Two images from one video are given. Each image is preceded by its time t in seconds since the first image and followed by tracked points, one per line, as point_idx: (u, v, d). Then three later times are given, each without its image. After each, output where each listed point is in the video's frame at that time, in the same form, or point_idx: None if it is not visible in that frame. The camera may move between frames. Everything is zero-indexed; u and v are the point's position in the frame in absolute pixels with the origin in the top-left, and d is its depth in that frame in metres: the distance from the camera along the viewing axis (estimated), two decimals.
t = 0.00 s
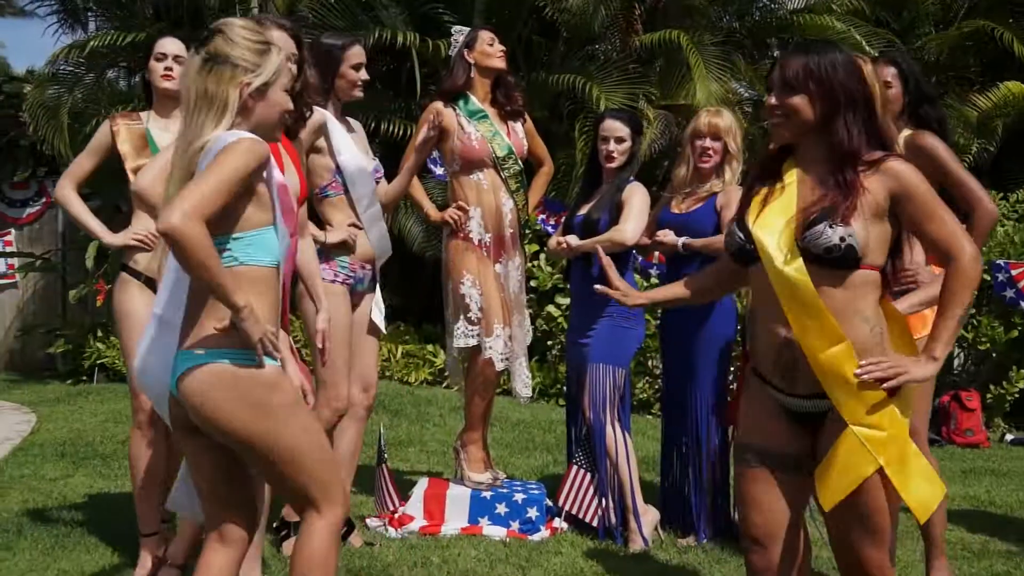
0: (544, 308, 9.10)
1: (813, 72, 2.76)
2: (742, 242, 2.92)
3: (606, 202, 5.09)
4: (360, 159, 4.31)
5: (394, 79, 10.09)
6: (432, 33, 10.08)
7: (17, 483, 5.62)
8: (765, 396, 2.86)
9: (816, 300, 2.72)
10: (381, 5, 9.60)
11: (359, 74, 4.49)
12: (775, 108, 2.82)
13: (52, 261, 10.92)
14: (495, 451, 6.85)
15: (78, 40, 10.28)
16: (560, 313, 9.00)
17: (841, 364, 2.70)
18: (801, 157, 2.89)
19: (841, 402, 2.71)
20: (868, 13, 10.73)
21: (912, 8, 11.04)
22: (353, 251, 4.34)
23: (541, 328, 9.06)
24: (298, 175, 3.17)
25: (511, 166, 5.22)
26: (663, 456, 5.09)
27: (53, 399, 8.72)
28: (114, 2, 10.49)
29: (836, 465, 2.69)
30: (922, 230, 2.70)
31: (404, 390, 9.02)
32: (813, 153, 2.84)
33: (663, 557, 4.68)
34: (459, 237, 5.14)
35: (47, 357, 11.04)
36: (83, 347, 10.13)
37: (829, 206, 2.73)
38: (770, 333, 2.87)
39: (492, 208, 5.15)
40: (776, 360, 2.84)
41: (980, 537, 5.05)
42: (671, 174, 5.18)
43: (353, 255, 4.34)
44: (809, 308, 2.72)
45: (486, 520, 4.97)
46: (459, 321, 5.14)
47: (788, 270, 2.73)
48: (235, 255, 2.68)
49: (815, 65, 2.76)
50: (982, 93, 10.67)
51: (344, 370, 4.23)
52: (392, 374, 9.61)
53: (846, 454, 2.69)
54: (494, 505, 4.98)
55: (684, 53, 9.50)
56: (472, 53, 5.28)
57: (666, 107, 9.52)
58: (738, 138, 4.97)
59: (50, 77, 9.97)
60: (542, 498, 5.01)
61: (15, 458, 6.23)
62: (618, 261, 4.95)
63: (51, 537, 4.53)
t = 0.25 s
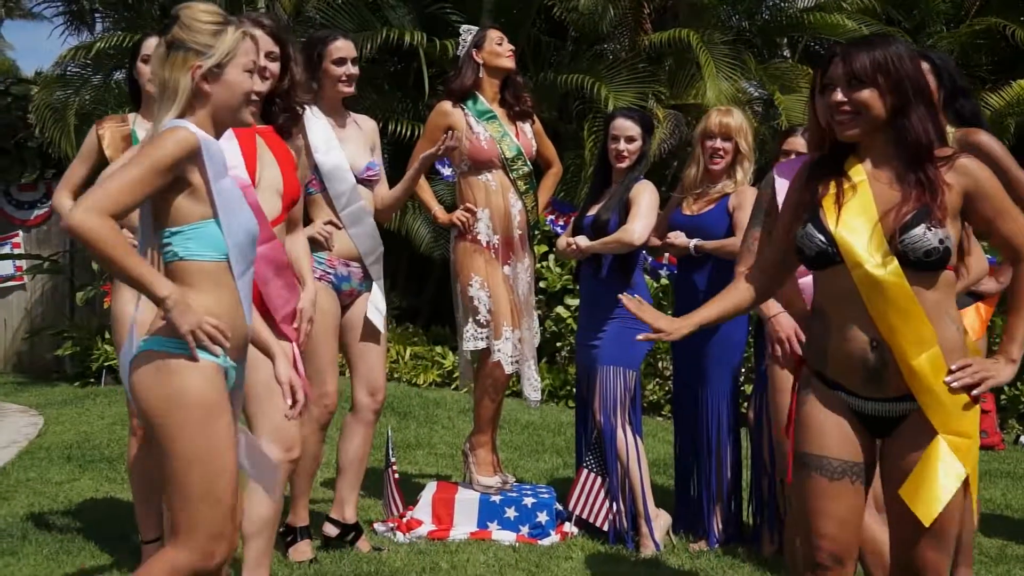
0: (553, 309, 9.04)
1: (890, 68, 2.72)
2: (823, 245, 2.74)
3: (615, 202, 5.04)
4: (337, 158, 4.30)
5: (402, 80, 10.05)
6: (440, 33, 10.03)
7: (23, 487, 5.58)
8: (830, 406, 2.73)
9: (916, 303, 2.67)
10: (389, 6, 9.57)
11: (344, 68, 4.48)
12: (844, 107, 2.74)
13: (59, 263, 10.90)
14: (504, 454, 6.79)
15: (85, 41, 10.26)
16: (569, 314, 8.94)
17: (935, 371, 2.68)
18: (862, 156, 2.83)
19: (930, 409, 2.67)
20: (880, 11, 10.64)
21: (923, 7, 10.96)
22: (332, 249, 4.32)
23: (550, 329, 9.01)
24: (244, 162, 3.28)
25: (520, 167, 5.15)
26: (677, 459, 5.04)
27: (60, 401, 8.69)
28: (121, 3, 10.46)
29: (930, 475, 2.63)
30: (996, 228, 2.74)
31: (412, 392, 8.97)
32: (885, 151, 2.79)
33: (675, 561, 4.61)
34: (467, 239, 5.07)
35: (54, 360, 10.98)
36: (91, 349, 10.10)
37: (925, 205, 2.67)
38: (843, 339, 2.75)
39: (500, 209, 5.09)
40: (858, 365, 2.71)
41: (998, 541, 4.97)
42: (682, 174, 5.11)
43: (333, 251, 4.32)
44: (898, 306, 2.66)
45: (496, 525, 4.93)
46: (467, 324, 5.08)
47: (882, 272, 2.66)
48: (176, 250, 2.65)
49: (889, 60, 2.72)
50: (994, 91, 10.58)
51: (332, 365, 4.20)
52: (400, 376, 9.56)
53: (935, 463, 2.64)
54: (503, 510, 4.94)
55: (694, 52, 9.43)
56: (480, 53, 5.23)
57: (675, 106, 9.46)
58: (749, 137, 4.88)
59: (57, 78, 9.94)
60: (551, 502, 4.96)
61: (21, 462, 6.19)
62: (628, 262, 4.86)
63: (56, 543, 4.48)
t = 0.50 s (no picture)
0: (561, 311, 8.98)
1: (945, 63, 2.62)
2: (879, 247, 2.62)
3: (624, 203, 4.98)
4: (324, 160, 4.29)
5: (409, 80, 9.99)
6: (448, 33, 9.98)
7: (27, 492, 5.52)
8: (884, 410, 2.64)
9: (975, 303, 2.58)
10: (396, 6, 9.51)
11: (332, 73, 4.40)
12: (901, 104, 2.65)
13: (66, 265, 10.87)
14: (513, 457, 6.72)
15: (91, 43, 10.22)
16: (577, 316, 8.87)
17: (988, 371, 2.59)
18: (909, 156, 2.73)
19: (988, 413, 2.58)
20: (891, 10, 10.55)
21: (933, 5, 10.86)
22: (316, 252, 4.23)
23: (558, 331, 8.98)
24: (197, 158, 3.32)
25: (528, 168, 5.11)
26: (687, 464, 4.95)
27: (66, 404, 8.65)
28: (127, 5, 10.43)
29: (992, 480, 2.52)
30: None
31: (420, 394, 8.91)
32: (935, 151, 2.69)
33: (686, 568, 4.53)
34: (474, 241, 5.01)
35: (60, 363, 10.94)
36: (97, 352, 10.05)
37: (983, 207, 2.60)
38: (897, 341, 2.65)
39: (508, 210, 5.03)
40: (914, 369, 2.62)
41: (1017, 548, 4.87)
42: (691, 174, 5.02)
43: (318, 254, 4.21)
44: (957, 307, 2.57)
45: (503, 530, 4.85)
46: (474, 326, 5.02)
47: (945, 275, 2.56)
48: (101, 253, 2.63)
49: (945, 56, 2.62)
50: (1007, 90, 10.48)
51: (321, 366, 4.16)
52: (408, 379, 9.49)
53: (994, 467, 2.54)
54: (511, 515, 4.86)
55: (702, 51, 9.36)
56: (489, 52, 5.15)
57: (684, 106, 9.38)
58: (759, 136, 4.82)
59: (63, 80, 9.91)
60: (560, 507, 4.88)
61: (25, 466, 6.14)
62: (637, 263, 4.79)
63: (59, 550, 4.41)
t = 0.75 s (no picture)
0: (567, 312, 8.92)
1: (985, 63, 2.64)
2: (913, 244, 2.57)
3: (631, 203, 4.91)
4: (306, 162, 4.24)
5: (413, 80, 9.93)
6: (452, 33, 9.92)
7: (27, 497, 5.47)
8: (907, 420, 2.60)
9: (1005, 311, 2.56)
10: (400, 6, 9.45)
11: (320, 77, 4.36)
12: (947, 100, 2.63)
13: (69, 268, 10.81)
14: (518, 460, 6.66)
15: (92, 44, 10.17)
16: (583, 317, 8.81)
17: (1010, 379, 2.57)
18: (940, 159, 2.70)
19: (1014, 422, 2.55)
20: (898, 8, 10.47)
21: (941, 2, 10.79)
22: (294, 254, 4.17)
23: (564, 332, 8.89)
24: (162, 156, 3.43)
25: (533, 168, 5.03)
26: (693, 469, 4.90)
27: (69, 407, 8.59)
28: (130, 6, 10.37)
29: (1020, 489, 2.50)
30: None
31: (424, 396, 8.86)
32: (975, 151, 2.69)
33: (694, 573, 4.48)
34: (477, 242, 4.95)
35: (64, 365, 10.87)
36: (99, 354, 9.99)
37: (1016, 212, 2.61)
38: (918, 345, 2.60)
39: (512, 210, 4.98)
40: (937, 378, 2.58)
41: None
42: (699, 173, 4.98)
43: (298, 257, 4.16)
44: (988, 318, 2.54)
45: (509, 535, 4.79)
46: (478, 328, 4.96)
47: (978, 279, 2.53)
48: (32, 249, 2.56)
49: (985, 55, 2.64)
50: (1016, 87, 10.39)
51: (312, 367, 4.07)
52: (412, 381, 9.44)
53: (1020, 473, 2.52)
54: (516, 519, 4.80)
55: (708, 50, 9.30)
56: (492, 53, 5.08)
57: (690, 106, 9.31)
58: (767, 134, 4.74)
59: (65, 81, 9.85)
60: (566, 512, 4.83)
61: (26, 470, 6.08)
62: (644, 264, 4.72)
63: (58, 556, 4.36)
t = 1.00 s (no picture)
0: (577, 323, 8.85)
1: (1012, 65, 2.56)
2: (937, 249, 2.49)
3: (643, 213, 4.85)
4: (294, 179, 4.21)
5: (419, 91, 9.88)
6: (458, 43, 9.86)
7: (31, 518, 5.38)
8: (926, 437, 2.52)
9: None
10: (405, 17, 9.40)
11: (311, 90, 4.39)
12: (979, 104, 2.54)
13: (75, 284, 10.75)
14: (529, 475, 6.57)
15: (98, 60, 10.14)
16: (593, 328, 8.73)
17: None
18: (965, 166, 2.62)
19: None
20: (908, 13, 10.38)
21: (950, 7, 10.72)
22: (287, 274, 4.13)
23: (574, 344, 8.81)
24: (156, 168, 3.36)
25: (542, 178, 4.96)
26: (708, 484, 4.81)
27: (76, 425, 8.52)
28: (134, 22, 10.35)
29: None
30: None
31: (434, 410, 8.78)
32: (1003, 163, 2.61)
33: None
34: (485, 253, 4.88)
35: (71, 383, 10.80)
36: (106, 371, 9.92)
37: None
38: (941, 356, 2.51)
39: (522, 221, 4.91)
40: (957, 393, 2.49)
41: None
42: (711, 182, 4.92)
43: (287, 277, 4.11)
44: (1009, 331, 2.45)
45: (521, 551, 4.72)
46: (486, 341, 4.88)
47: (1000, 288, 2.45)
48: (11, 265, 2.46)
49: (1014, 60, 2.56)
50: None
51: (306, 387, 3.99)
52: (422, 395, 9.36)
53: None
54: (529, 535, 4.73)
55: (717, 57, 9.22)
56: (496, 63, 5.02)
57: (698, 114, 9.24)
58: (778, 141, 4.68)
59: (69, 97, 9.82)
60: (579, 527, 4.74)
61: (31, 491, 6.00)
62: (658, 273, 4.66)
63: None
